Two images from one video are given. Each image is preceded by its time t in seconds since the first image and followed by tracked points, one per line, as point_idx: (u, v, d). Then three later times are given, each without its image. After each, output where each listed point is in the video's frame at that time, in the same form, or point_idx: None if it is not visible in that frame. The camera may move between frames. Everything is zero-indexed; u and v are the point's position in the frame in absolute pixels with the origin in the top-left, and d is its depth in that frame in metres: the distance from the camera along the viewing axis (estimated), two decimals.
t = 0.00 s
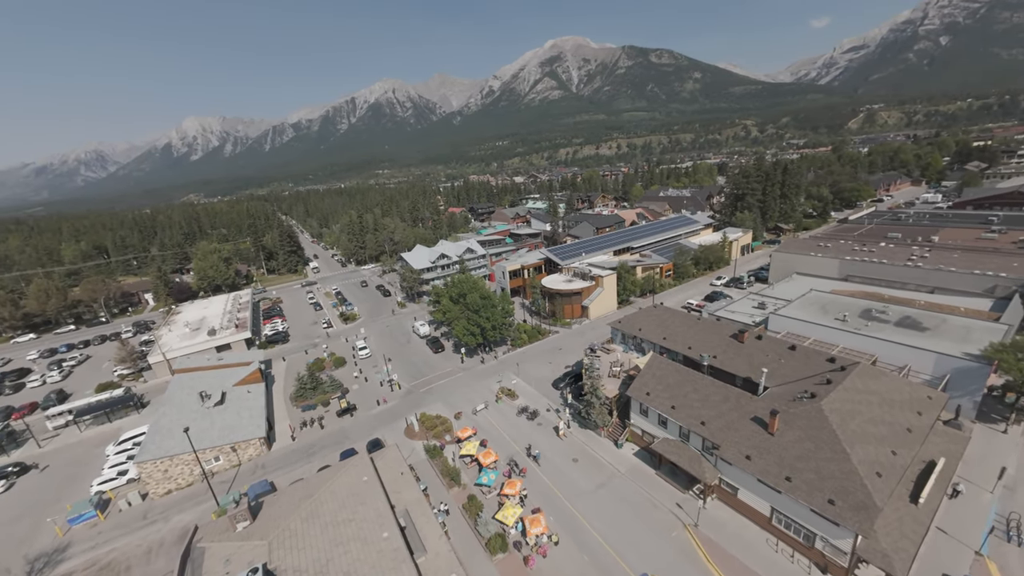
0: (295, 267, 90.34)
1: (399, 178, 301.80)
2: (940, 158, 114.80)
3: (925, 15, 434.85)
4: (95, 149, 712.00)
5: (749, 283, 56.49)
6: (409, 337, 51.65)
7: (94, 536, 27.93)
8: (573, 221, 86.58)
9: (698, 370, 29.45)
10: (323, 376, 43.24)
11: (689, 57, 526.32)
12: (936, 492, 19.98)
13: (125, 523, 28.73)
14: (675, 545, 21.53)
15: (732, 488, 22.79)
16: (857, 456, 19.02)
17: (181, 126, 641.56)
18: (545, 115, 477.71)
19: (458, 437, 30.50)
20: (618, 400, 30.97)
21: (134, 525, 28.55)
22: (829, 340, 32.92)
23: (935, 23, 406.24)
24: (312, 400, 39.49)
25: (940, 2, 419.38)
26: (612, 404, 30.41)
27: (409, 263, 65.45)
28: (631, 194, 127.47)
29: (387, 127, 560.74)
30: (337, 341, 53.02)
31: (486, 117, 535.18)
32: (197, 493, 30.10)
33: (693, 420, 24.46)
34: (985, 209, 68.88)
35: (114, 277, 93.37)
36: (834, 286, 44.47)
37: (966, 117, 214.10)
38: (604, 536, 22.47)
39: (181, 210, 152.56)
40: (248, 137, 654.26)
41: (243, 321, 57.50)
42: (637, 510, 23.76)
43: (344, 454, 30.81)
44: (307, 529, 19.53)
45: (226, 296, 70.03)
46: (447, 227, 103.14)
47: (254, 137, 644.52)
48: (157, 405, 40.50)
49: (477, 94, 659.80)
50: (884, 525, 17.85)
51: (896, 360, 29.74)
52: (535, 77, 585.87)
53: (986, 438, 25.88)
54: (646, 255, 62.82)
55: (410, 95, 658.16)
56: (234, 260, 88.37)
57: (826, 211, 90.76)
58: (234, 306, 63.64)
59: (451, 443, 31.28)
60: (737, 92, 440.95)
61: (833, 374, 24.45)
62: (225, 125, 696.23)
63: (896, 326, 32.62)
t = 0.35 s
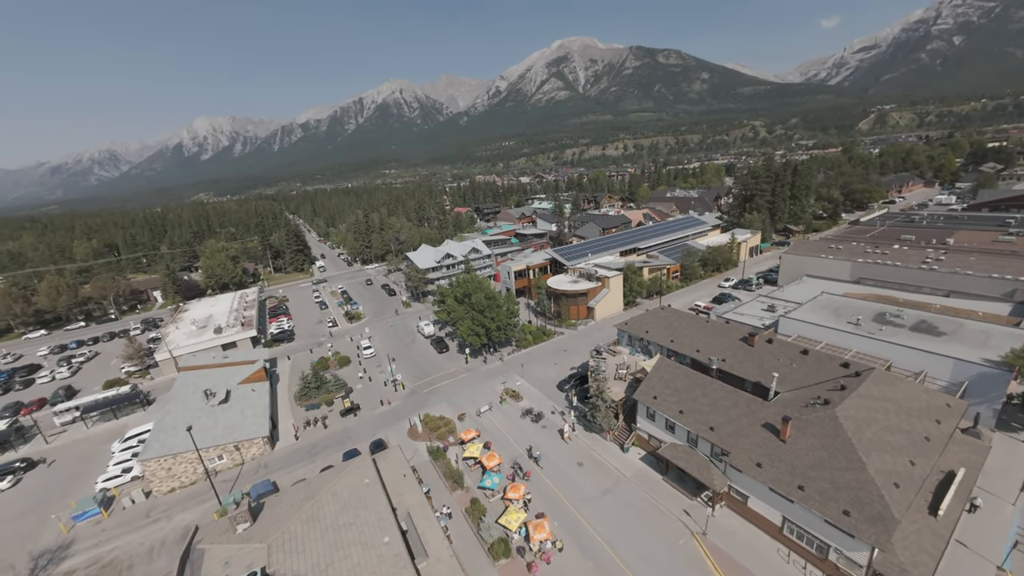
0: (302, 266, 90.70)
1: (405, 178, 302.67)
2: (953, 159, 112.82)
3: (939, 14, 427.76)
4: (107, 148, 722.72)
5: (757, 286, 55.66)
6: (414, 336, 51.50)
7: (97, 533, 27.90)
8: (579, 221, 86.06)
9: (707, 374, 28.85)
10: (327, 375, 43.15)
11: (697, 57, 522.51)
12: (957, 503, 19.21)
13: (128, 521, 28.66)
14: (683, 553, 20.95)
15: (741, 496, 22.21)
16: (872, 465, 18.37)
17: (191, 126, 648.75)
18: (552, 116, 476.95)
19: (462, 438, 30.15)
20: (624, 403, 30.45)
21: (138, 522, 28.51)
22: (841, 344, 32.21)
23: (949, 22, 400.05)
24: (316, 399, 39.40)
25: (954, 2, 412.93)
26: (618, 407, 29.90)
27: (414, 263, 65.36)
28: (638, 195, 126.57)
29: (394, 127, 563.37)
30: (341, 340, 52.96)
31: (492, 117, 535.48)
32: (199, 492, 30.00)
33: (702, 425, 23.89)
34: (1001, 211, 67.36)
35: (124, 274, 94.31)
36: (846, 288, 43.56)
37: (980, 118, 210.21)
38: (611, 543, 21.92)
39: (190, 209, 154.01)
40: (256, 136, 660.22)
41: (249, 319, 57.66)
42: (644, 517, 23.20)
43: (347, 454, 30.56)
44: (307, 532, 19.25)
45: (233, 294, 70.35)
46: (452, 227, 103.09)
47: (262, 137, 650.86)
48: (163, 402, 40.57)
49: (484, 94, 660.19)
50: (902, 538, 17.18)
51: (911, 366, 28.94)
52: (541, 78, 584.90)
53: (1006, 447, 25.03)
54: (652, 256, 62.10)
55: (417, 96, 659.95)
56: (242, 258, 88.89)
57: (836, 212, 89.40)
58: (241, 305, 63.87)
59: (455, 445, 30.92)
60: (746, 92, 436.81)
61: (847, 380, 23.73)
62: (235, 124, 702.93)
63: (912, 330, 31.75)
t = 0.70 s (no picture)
0: (307, 265, 90.96)
1: (410, 179, 303.49)
2: (965, 160, 111.03)
3: (950, 13, 421.64)
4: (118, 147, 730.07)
5: (765, 287, 54.88)
6: (417, 336, 51.30)
7: (100, 532, 27.86)
8: (584, 222, 85.52)
9: (714, 377, 28.26)
10: (330, 375, 43.01)
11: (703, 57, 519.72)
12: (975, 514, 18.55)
13: (131, 520, 28.59)
14: (690, 562, 20.43)
15: (750, 503, 21.67)
16: (888, 475, 17.77)
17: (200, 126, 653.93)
18: (557, 116, 476.29)
19: (465, 440, 29.81)
20: (630, 406, 29.98)
21: (140, 521, 28.43)
22: (852, 347, 31.53)
23: (960, 21, 394.87)
24: (319, 399, 39.24)
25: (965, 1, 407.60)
26: (623, 410, 29.42)
27: (419, 262, 65.18)
28: (643, 195, 125.77)
29: (399, 128, 565.77)
30: (345, 339, 52.88)
31: (497, 118, 535.95)
32: (201, 491, 29.86)
33: (710, 430, 23.33)
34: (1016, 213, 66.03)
35: (132, 272, 95.09)
36: (857, 291, 42.70)
37: (992, 118, 207.00)
38: (616, 549, 21.47)
39: (198, 208, 155.13)
40: (263, 136, 665.37)
41: (254, 318, 57.73)
42: (649, 523, 22.72)
43: (349, 455, 30.32)
44: (307, 536, 18.97)
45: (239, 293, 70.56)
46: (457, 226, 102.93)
47: (270, 138, 656.44)
48: (167, 400, 40.58)
49: (489, 95, 660.82)
50: (919, 549, 16.57)
51: (925, 371, 28.20)
52: (547, 78, 584.43)
53: None
54: (658, 257, 61.47)
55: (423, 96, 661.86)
56: (248, 257, 89.25)
57: (845, 213, 88.17)
58: (246, 303, 64.02)
59: (457, 447, 30.59)
60: (752, 92, 433.61)
61: (860, 385, 23.10)
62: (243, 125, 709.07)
63: (926, 334, 30.96)
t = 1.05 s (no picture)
0: (312, 264, 91.19)
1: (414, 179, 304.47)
2: (975, 160, 109.42)
3: (959, 13, 416.61)
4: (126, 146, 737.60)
5: (772, 289, 54.13)
6: (420, 336, 51.09)
7: (102, 530, 27.81)
8: (589, 222, 85.01)
9: (721, 380, 27.71)
10: (333, 374, 42.89)
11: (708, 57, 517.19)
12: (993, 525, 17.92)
13: (132, 519, 28.53)
14: (696, 569, 19.99)
15: (758, 510, 21.23)
16: (902, 484, 17.21)
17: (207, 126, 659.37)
18: (561, 117, 475.70)
19: (467, 441, 29.48)
20: (635, 409, 29.50)
21: (141, 521, 28.34)
22: (862, 351, 30.85)
23: (970, 21, 390.02)
24: (322, 398, 39.15)
25: None
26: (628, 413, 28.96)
27: (422, 262, 64.99)
28: (648, 196, 125.07)
29: (404, 128, 567.60)
30: (348, 339, 52.75)
31: (502, 118, 536.30)
32: (202, 491, 29.72)
33: (717, 434, 22.86)
34: None
35: (140, 271, 95.86)
36: (866, 293, 41.91)
37: (1002, 118, 204.10)
38: (619, 555, 21.07)
39: (205, 207, 156.32)
40: (270, 136, 670.00)
41: (259, 317, 57.78)
42: (654, 528, 22.30)
43: (351, 456, 30.06)
44: (306, 540, 18.70)
45: (244, 291, 70.78)
46: (461, 226, 102.82)
47: (276, 138, 661.64)
48: (171, 398, 40.56)
49: (494, 95, 661.55)
50: (936, 561, 16.00)
51: (939, 375, 27.49)
52: (551, 79, 584.27)
53: None
54: (663, 257, 60.83)
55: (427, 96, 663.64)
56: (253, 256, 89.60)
57: (853, 214, 87.07)
58: (251, 302, 64.19)
59: (460, 448, 30.27)
60: (758, 92, 430.77)
61: (872, 390, 22.52)
62: (250, 125, 714.84)
63: (939, 338, 30.18)
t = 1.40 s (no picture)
0: (316, 263, 91.34)
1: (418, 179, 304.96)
2: (984, 161, 107.99)
3: (968, 12, 411.82)
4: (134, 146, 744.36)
5: (778, 290, 53.48)
6: (424, 336, 50.86)
7: (103, 529, 27.72)
8: (593, 222, 84.54)
9: (728, 383, 27.21)
10: (336, 374, 42.76)
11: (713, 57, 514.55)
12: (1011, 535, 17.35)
13: (134, 518, 28.46)
14: None
15: (766, 517, 20.73)
16: (917, 492, 16.69)
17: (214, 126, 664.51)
18: (565, 117, 474.80)
19: (469, 443, 29.17)
20: (639, 412, 29.05)
21: (142, 520, 28.24)
22: (871, 354, 30.26)
23: (979, 20, 385.44)
24: (324, 398, 39.00)
25: None
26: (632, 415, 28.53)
27: (426, 262, 64.84)
28: (652, 196, 124.46)
29: (408, 128, 569.05)
30: (352, 338, 52.63)
31: (505, 118, 536.28)
32: (203, 491, 29.59)
33: (723, 438, 22.38)
34: None
35: (147, 269, 96.49)
36: (875, 295, 41.21)
37: (1011, 118, 201.49)
38: (623, 561, 20.66)
39: (211, 207, 157.25)
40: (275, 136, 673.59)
41: (263, 316, 57.81)
42: (658, 533, 21.88)
43: (352, 457, 29.83)
44: (304, 544, 18.46)
45: (249, 290, 70.94)
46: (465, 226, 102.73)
47: (282, 138, 665.45)
48: (174, 397, 40.55)
49: (498, 95, 662.04)
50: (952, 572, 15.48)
51: (952, 379, 26.84)
52: (555, 79, 583.41)
53: None
54: (668, 258, 60.28)
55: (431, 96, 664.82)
56: (258, 255, 89.89)
57: (861, 215, 86.10)
58: (255, 301, 64.28)
59: (462, 450, 29.98)
60: (764, 92, 427.78)
61: (884, 394, 21.95)
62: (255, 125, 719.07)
63: (951, 341, 29.51)
